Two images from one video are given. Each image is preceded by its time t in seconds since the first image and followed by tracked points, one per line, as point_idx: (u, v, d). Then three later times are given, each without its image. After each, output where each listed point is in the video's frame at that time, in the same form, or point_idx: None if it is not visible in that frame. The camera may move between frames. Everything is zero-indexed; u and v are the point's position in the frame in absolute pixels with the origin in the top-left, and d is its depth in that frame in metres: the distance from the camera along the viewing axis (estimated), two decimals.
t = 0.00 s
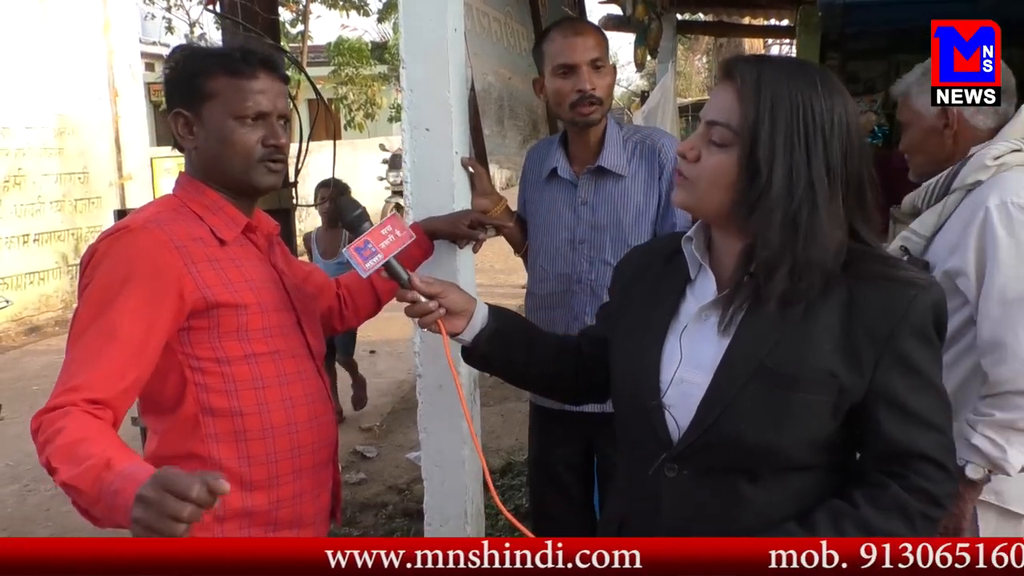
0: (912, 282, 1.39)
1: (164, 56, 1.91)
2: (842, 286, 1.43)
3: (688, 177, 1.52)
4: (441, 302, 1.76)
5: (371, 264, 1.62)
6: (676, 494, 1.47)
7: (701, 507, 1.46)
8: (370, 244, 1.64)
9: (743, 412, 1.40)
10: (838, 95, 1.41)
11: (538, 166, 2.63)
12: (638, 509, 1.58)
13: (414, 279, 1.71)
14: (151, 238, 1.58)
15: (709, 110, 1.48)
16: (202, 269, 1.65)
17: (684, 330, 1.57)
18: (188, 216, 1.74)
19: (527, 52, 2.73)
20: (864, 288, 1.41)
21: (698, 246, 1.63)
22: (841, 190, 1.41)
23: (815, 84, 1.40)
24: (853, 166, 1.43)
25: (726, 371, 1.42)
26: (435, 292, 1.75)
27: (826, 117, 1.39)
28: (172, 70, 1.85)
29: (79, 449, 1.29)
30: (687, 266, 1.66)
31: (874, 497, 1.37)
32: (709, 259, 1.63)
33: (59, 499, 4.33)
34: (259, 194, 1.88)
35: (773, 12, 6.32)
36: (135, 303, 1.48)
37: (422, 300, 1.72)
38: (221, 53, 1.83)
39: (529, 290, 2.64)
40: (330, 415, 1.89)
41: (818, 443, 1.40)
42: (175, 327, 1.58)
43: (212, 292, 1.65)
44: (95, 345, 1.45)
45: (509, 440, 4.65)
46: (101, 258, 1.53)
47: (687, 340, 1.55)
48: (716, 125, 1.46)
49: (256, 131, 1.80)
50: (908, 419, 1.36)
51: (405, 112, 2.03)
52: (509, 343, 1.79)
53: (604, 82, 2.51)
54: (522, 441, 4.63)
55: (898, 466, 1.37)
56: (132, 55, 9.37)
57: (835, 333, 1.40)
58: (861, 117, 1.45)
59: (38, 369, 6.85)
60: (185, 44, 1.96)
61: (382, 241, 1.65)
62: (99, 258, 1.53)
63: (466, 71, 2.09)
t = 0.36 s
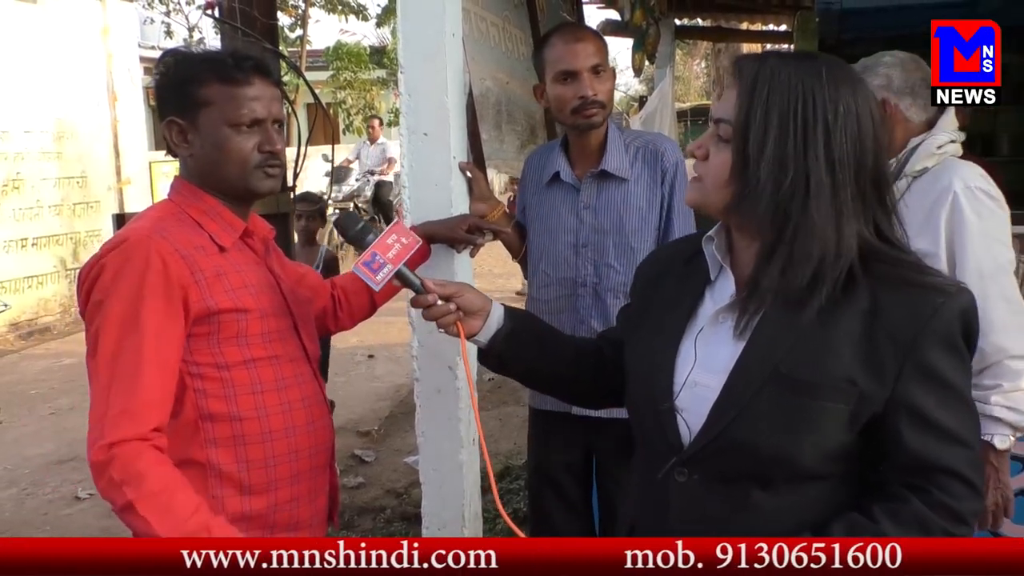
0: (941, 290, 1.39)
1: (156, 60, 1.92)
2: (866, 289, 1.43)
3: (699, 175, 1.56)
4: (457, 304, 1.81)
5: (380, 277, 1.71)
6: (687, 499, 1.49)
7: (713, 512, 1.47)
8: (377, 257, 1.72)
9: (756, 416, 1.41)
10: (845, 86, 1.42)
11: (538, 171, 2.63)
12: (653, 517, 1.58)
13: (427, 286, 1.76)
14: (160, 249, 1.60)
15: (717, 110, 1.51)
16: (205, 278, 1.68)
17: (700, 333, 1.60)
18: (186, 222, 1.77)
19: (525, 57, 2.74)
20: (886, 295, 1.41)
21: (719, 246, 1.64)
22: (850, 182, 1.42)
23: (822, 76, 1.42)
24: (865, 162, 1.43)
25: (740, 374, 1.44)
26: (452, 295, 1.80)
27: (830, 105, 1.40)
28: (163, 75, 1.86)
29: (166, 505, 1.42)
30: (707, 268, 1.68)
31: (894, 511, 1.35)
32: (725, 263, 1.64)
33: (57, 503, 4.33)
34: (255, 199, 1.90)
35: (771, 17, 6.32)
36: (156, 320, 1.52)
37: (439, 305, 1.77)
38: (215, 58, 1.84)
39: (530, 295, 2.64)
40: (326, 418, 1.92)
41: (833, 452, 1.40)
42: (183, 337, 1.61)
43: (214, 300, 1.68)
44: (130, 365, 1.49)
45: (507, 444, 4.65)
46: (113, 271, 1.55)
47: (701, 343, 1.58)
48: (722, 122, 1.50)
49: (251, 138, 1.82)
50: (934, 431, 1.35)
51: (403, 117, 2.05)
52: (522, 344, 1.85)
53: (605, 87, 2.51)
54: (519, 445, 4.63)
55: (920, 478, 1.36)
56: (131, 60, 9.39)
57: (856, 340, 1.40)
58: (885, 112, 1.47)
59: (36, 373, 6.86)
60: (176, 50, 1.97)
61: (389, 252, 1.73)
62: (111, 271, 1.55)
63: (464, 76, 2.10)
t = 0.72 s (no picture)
0: (957, 295, 1.36)
1: (145, 57, 1.97)
2: (880, 295, 1.42)
3: (710, 176, 1.57)
4: (465, 306, 1.84)
5: (387, 279, 1.75)
6: (692, 508, 1.52)
7: (720, 520, 1.49)
8: (384, 258, 1.76)
9: (762, 424, 1.42)
10: (861, 81, 1.41)
11: (536, 166, 2.63)
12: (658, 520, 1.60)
13: (434, 288, 1.80)
14: (162, 254, 1.70)
15: (729, 106, 1.53)
16: (205, 279, 1.77)
17: (707, 338, 1.61)
18: (181, 221, 1.83)
19: (518, 55, 2.75)
20: (901, 300, 1.39)
21: (727, 249, 1.67)
22: (866, 180, 1.41)
23: (836, 70, 1.41)
24: (881, 158, 1.42)
25: (747, 382, 1.44)
26: (460, 297, 1.83)
27: (845, 101, 1.40)
28: (151, 72, 1.91)
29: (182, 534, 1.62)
30: (716, 271, 1.70)
31: (904, 523, 1.34)
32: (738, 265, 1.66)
33: (49, 502, 4.32)
34: (245, 195, 1.95)
35: (764, 14, 6.32)
36: (167, 329, 1.64)
37: (446, 308, 1.81)
38: (206, 56, 1.89)
39: (525, 291, 2.64)
40: (319, 418, 2.01)
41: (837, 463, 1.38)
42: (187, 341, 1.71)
43: (214, 303, 1.78)
44: (145, 373, 1.62)
45: (501, 442, 4.65)
46: (120, 276, 1.65)
47: (707, 349, 1.59)
48: (732, 119, 1.51)
49: (242, 135, 1.87)
50: (948, 443, 1.32)
51: (394, 115, 2.07)
52: (534, 348, 1.85)
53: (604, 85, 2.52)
54: (514, 443, 4.63)
55: (934, 491, 1.33)
56: (123, 57, 9.37)
57: (866, 347, 1.39)
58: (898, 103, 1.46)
59: (28, 372, 6.84)
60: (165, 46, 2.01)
61: (395, 253, 1.76)
62: (118, 278, 1.64)
63: (456, 74, 2.11)
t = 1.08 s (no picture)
0: (948, 302, 1.37)
1: (146, 62, 1.99)
2: (870, 298, 1.42)
3: (701, 188, 1.56)
4: (472, 316, 1.83)
5: (395, 292, 1.76)
6: (682, 513, 1.53)
7: (708, 526, 1.50)
8: (392, 271, 1.77)
9: (751, 431, 1.42)
10: (829, 70, 1.43)
11: (536, 167, 2.64)
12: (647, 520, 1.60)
13: (442, 298, 1.80)
14: (159, 260, 1.70)
15: (709, 119, 1.54)
16: (202, 285, 1.77)
17: (697, 341, 1.61)
18: (179, 227, 1.83)
19: (515, 57, 2.75)
20: (896, 304, 1.39)
21: (716, 252, 1.67)
22: (854, 165, 1.41)
23: (805, 65, 1.43)
24: (866, 151, 1.42)
25: (737, 387, 1.44)
26: (467, 307, 1.82)
27: (818, 90, 1.41)
28: (155, 77, 1.94)
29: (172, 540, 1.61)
30: (705, 274, 1.69)
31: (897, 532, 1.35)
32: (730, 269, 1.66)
33: (47, 507, 4.31)
34: (248, 197, 1.97)
35: (760, 15, 6.33)
36: (162, 336, 1.64)
37: (454, 318, 1.81)
38: (210, 60, 1.92)
39: (524, 294, 2.64)
40: (317, 423, 2.02)
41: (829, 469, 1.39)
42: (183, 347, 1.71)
43: (210, 309, 1.78)
44: (140, 380, 1.62)
45: (500, 444, 4.65)
46: (116, 282, 1.65)
47: (697, 353, 1.59)
48: (714, 130, 1.52)
49: (246, 138, 1.90)
50: (940, 451, 1.33)
51: (391, 117, 2.07)
52: (542, 358, 1.85)
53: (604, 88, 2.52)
54: (513, 445, 4.63)
55: (923, 500, 1.34)
56: (120, 62, 9.37)
57: (858, 353, 1.39)
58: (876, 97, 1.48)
59: (25, 376, 6.83)
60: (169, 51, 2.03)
61: (404, 265, 1.78)
62: (114, 284, 1.64)
63: (453, 77, 2.12)
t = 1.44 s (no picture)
0: (918, 296, 1.41)
1: (158, 70, 2.01)
2: (842, 292, 1.46)
3: (678, 186, 1.59)
4: (465, 314, 1.86)
5: (390, 286, 1.83)
6: (662, 505, 1.54)
7: (686, 518, 1.52)
8: (387, 266, 1.84)
9: (727, 423, 1.45)
10: (808, 77, 1.47)
11: (547, 173, 2.66)
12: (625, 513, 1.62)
13: (436, 295, 1.85)
14: (173, 265, 1.71)
15: (688, 117, 1.58)
16: (215, 290, 1.79)
17: (677, 337, 1.64)
18: (193, 233, 1.85)
19: (523, 62, 2.77)
20: (867, 298, 1.43)
21: (695, 251, 1.69)
22: (825, 169, 1.45)
23: (784, 70, 1.47)
24: (837, 153, 1.47)
25: (713, 381, 1.46)
26: (460, 304, 1.85)
27: (796, 95, 1.45)
28: (168, 85, 1.96)
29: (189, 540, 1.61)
30: (686, 273, 1.73)
31: (864, 522, 1.40)
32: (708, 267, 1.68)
33: (57, 512, 4.31)
34: (261, 201, 2.00)
35: (766, 20, 6.34)
36: (176, 341, 1.66)
37: (446, 315, 1.84)
38: (224, 66, 1.95)
39: (533, 298, 2.65)
40: (328, 429, 2.03)
41: (808, 460, 1.43)
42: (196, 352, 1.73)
43: (223, 314, 1.79)
44: (155, 385, 1.64)
45: (508, 450, 4.65)
46: (131, 286, 1.66)
47: (677, 348, 1.63)
48: (693, 128, 1.56)
49: (260, 142, 1.92)
50: (908, 441, 1.38)
51: (400, 123, 2.08)
52: (533, 357, 1.87)
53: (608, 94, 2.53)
54: (520, 450, 4.63)
55: (894, 488, 1.39)
56: (127, 68, 9.41)
57: (829, 347, 1.43)
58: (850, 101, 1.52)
59: (34, 382, 6.85)
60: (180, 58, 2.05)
61: (400, 262, 1.85)
62: (129, 289, 1.66)
63: (462, 82, 2.13)
